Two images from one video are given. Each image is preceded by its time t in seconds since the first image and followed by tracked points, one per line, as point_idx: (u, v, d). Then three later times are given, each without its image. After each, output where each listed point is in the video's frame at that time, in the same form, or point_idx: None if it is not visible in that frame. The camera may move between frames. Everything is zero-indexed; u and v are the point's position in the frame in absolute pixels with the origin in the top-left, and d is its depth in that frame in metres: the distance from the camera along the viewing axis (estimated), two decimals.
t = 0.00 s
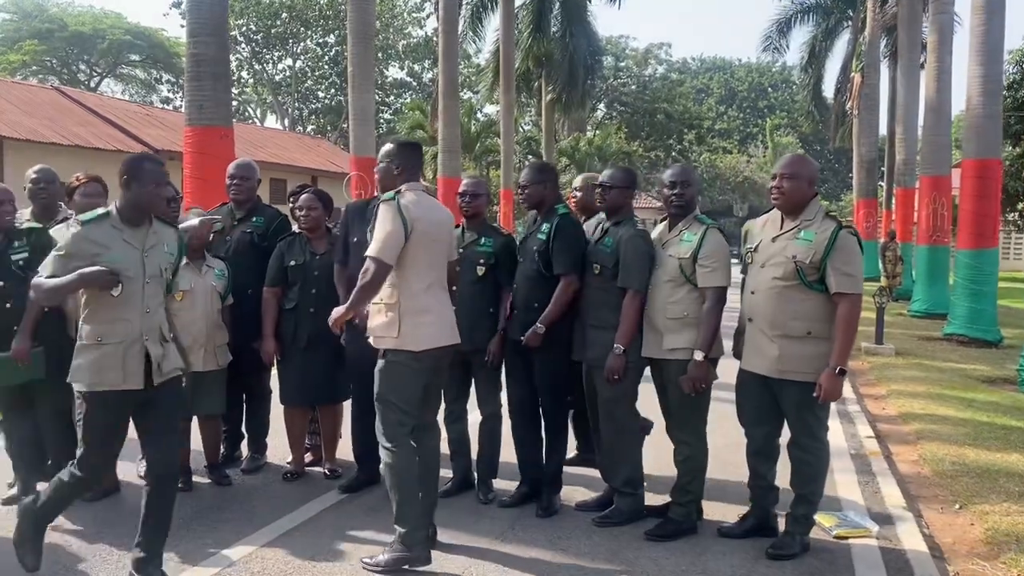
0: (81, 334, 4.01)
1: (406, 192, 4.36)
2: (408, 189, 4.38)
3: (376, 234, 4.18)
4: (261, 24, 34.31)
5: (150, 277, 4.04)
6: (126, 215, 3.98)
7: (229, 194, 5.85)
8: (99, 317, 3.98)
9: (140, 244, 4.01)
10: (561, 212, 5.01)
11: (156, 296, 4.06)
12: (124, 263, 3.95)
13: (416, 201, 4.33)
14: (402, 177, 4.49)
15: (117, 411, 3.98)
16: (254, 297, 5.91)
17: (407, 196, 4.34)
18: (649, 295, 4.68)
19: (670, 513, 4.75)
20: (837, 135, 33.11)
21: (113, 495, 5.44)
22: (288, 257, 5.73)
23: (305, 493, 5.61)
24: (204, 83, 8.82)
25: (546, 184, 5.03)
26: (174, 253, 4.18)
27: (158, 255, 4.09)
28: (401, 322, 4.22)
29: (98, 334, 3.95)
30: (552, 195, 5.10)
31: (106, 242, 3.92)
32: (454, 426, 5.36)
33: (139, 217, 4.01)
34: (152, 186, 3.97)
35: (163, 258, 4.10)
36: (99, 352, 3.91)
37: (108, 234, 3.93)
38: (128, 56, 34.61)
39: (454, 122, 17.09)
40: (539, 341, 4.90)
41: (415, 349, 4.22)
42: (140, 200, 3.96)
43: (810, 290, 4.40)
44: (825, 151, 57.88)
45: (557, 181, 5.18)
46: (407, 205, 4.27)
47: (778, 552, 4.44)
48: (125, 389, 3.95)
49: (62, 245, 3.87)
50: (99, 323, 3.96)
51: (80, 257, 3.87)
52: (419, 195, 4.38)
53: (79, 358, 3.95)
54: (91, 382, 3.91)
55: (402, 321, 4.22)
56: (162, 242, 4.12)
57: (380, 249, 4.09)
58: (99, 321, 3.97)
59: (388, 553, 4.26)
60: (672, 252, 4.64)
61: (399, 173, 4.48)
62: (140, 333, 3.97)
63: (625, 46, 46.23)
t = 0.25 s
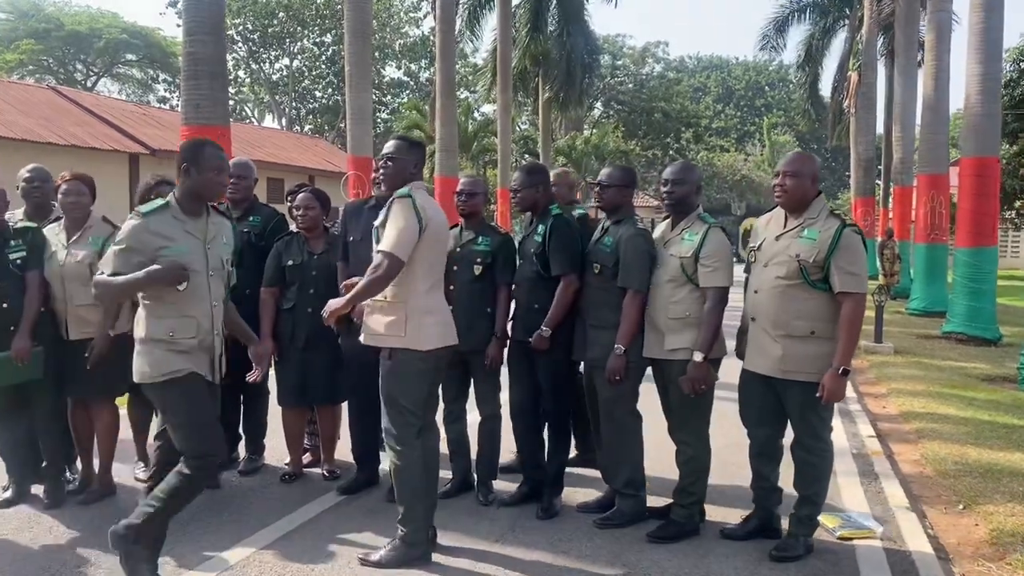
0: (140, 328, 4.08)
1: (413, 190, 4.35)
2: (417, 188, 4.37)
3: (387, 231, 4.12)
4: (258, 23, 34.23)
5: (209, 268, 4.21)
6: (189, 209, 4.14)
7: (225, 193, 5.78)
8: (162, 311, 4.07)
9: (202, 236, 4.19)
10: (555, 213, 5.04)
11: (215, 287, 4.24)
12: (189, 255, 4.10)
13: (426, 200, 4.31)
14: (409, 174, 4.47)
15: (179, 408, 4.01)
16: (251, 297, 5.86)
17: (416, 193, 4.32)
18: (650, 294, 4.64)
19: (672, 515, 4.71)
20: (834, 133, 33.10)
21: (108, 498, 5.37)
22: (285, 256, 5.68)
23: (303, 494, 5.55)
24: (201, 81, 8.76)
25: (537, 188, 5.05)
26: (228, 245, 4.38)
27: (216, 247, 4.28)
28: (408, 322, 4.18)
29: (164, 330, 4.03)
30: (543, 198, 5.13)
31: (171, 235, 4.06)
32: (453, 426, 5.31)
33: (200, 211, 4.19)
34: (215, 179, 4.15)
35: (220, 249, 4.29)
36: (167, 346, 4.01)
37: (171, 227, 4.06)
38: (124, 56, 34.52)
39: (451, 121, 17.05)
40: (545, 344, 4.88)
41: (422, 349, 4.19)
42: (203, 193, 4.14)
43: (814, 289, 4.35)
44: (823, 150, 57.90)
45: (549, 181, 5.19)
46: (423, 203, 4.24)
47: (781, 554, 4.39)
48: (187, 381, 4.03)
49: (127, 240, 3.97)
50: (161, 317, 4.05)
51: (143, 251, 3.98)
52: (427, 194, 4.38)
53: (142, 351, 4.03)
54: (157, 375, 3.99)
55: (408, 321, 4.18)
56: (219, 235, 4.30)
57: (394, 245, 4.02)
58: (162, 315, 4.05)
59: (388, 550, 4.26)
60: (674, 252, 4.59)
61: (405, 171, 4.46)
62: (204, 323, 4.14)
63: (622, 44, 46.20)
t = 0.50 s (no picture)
0: (206, 334, 3.69)
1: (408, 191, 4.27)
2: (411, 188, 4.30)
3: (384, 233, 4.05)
4: (250, 22, 34.08)
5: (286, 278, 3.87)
6: (274, 213, 3.79)
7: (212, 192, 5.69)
8: (235, 318, 3.69)
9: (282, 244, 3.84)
10: (548, 211, 5.02)
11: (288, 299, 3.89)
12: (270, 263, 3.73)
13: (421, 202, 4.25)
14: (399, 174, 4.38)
15: (239, 422, 3.65)
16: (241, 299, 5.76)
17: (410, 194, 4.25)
18: (644, 296, 4.56)
19: (668, 520, 4.63)
20: (827, 133, 33.11)
21: (93, 504, 5.28)
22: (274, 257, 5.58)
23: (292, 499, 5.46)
24: (191, 79, 8.65)
25: (525, 188, 4.99)
26: (301, 253, 4.03)
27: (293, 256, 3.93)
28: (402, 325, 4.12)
29: (236, 339, 3.66)
30: (532, 198, 5.07)
31: (254, 240, 3.69)
32: (445, 431, 5.22)
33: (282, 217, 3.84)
34: (304, 186, 3.81)
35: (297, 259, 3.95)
36: (240, 358, 3.65)
37: (253, 232, 3.69)
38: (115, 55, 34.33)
39: (444, 120, 16.94)
40: (540, 345, 4.82)
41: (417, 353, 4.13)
42: (289, 198, 3.79)
43: (812, 291, 4.28)
44: (816, 148, 57.97)
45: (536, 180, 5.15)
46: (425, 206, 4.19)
47: (778, 559, 4.32)
48: (257, 394, 3.67)
49: (208, 241, 3.57)
50: (234, 326, 3.68)
51: (224, 254, 3.60)
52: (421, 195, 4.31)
53: (208, 359, 3.65)
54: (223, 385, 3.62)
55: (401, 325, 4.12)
56: (294, 242, 3.94)
57: (393, 247, 3.95)
58: (237, 324, 3.68)
59: (378, 559, 4.18)
60: (668, 253, 4.51)
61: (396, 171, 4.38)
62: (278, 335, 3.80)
63: (616, 43, 46.13)
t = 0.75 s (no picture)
0: (275, 350, 3.55)
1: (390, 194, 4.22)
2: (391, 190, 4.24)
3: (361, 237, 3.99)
4: (236, 19, 33.86)
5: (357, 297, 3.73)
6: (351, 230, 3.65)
7: (192, 191, 5.59)
8: (304, 335, 3.55)
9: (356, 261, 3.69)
10: (529, 211, 5.00)
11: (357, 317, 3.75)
12: (343, 281, 3.59)
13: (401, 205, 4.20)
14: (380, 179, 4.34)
15: (299, 444, 3.50)
16: (222, 300, 5.66)
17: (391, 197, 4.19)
18: (629, 297, 4.51)
19: (653, 525, 4.57)
20: (814, 132, 33.20)
21: (69, 509, 5.17)
22: (255, 258, 5.49)
23: (273, 504, 5.38)
24: (173, 76, 8.53)
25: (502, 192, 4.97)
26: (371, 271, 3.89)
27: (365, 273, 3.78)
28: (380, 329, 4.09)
29: (305, 357, 3.53)
30: (509, 201, 5.07)
31: (330, 259, 3.55)
32: (428, 434, 5.14)
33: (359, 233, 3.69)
34: (384, 205, 3.66)
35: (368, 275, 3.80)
36: (308, 376, 3.51)
37: (329, 249, 3.55)
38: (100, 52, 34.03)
39: (431, 118, 16.84)
40: (530, 348, 4.79)
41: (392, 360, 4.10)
42: (368, 216, 3.64)
43: (799, 292, 4.22)
44: (802, 147, 58.10)
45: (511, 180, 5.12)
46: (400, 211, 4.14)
47: (764, 564, 4.27)
48: (323, 414, 3.53)
49: (288, 254, 3.44)
50: (304, 343, 3.55)
51: (304, 270, 3.47)
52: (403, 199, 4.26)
53: (276, 376, 3.52)
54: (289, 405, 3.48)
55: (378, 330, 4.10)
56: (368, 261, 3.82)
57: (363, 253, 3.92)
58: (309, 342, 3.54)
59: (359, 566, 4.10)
60: (652, 255, 4.45)
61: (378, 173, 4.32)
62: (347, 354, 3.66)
63: (603, 41, 46.08)
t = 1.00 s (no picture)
0: (334, 344, 3.47)
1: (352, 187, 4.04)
2: (353, 184, 4.04)
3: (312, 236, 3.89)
4: (215, 15, 33.57)
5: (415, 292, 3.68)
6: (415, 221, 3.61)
7: (162, 187, 5.47)
8: (363, 327, 3.47)
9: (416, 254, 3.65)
10: (510, 209, 4.89)
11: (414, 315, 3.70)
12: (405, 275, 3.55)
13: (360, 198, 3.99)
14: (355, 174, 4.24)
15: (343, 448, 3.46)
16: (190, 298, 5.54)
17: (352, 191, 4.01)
18: (606, 295, 4.45)
19: (630, 526, 4.51)
20: (794, 132, 33.34)
21: (33, 513, 5.05)
22: (227, 255, 5.39)
23: (244, 507, 5.27)
24: (148, 71, 8.38)
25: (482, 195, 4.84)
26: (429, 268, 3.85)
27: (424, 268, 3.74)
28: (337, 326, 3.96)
29: (362, 351, 3.46)
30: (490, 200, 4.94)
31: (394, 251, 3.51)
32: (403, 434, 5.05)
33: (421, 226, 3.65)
34: (447, 200, 3.61)
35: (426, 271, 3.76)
36: (365, 371, 3.44)
37: (395, 237, 3.50)
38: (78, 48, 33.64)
39: (412, 116, 16.73)
40: (509, 347, 4.76)
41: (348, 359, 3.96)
42: (430, 209, 3.60)
43: (776, 289, 4.18)
44: (783, 147, 58.36)
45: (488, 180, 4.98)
46: (351, 207, 3.95)
47: (741, 565, 4.23)
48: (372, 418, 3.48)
49: (359, 240, 3.37)
50: (364, 338, 3.47)
51: (373, 257, 3.41)
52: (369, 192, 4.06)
53: (333, 369, 3.44)
54: (338, 408, 3.41)
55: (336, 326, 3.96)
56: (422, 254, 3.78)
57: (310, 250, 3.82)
58: (371, 336, 3.48)
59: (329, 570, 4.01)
60: (628, 253, 4.40)
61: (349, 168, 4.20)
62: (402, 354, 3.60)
63: (585, 40, 46.08)
